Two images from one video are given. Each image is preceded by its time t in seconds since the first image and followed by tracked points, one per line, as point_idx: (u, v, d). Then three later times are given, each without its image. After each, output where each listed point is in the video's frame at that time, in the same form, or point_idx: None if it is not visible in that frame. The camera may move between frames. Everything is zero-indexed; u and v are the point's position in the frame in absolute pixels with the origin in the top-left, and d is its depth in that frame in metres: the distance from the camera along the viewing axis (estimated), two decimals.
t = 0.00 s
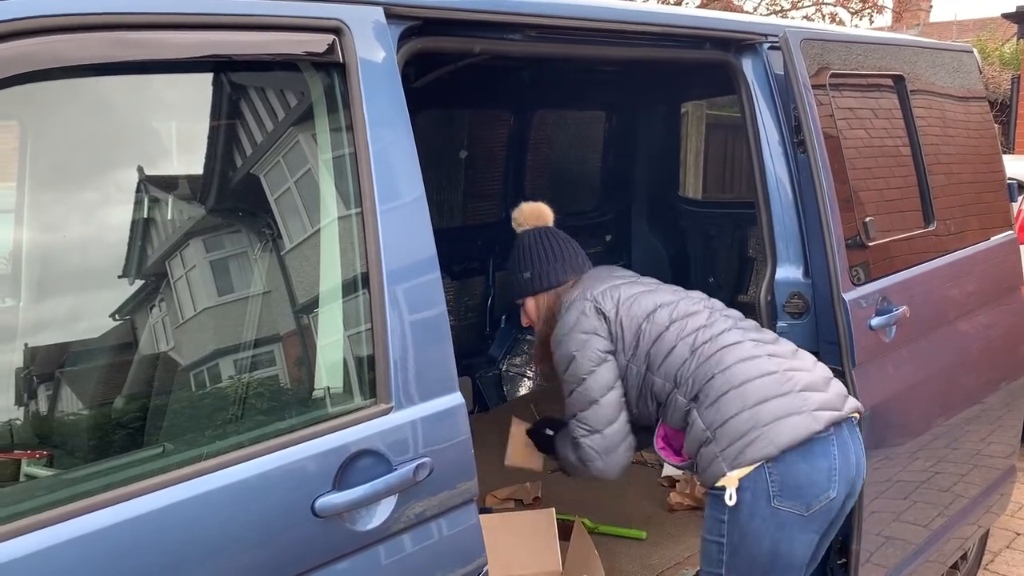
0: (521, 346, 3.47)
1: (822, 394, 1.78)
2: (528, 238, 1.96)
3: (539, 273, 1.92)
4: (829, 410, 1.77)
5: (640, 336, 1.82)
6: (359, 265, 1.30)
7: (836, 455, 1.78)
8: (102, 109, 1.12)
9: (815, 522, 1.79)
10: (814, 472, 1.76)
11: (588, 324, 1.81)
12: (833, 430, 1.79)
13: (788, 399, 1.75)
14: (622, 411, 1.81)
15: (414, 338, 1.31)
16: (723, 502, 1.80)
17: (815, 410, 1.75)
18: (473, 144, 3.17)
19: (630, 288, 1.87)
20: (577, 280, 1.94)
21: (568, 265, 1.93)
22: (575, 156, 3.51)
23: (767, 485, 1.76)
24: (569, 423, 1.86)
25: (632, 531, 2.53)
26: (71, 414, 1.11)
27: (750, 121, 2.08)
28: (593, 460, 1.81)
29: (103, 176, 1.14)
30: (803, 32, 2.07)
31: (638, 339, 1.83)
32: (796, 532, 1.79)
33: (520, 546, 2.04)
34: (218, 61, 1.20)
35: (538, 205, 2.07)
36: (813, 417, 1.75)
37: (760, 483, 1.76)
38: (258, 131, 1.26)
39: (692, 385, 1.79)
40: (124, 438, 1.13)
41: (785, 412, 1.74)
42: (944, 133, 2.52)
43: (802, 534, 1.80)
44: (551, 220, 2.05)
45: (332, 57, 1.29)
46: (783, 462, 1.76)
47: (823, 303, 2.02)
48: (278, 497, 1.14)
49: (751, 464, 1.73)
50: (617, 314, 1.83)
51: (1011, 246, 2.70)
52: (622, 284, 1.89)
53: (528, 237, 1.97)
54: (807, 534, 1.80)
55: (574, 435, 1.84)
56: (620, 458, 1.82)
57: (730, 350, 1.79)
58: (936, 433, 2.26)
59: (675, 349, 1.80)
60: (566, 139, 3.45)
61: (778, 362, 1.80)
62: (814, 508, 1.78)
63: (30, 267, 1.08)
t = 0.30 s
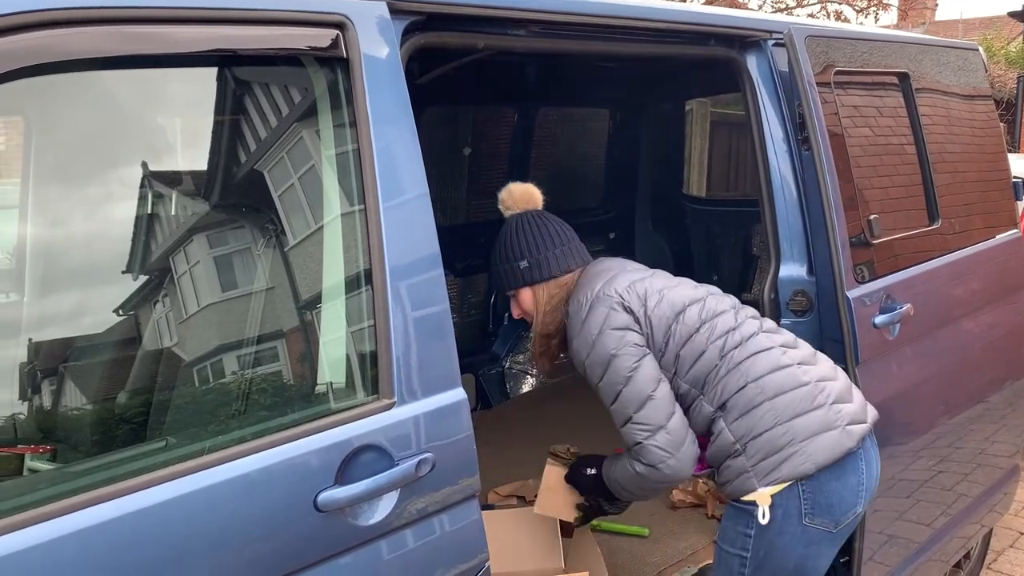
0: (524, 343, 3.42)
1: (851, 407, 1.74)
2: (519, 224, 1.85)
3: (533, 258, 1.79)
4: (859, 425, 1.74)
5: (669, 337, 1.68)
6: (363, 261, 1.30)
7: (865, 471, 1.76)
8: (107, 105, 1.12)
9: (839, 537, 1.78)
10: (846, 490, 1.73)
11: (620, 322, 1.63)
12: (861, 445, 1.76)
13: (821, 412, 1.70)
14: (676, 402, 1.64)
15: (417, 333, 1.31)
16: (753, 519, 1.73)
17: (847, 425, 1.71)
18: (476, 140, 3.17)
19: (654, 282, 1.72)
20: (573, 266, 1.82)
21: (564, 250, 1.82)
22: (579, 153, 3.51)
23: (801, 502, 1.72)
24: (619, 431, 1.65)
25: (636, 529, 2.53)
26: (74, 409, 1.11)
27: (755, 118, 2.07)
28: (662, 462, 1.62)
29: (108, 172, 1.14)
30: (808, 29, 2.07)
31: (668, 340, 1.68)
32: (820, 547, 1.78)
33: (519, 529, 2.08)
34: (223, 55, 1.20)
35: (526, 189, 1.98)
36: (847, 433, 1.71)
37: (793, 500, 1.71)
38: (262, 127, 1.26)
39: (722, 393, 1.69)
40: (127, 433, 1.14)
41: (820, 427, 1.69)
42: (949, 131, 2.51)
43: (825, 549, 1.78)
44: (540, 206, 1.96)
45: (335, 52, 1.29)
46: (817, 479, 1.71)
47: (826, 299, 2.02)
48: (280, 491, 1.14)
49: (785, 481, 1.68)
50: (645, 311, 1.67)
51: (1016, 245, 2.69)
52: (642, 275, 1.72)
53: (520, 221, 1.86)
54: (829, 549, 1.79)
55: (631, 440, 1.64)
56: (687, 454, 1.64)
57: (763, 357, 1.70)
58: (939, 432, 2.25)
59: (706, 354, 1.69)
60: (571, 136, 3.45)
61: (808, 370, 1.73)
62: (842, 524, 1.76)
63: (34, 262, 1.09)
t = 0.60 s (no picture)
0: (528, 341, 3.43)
1: (872, 416, 1.74)
2: (529, 213, 1.78)
3: (542, 253, 1.73)
4: (881, 435, 1.74)
5: (691, 346, 1.62)
6: (367, 258, 1.30)
7: (886, 484, 1.76)
8: (113, 102, 1.12)
9: (856, 549, 1.78)
10: (868, 504, 1.73)
11: (639, 335, 1.58)
12: (882, 455, 1.76)
13: (845, 423, 1.68)
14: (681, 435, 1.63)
15: (421, 330, 1.32)
16: (775, 532, 1.72)
17: (869, 437, 1.71)
18: (481, 138, 3.17)
19: (674, 288, 1.65)
20: (583, 261, 1.76)
21: (575, 244, 1.75)
22: (583, 151, 3.51)
23: (824, 516, 1.71)
24: (621, 452, 1.64)
25: (637, 526, 2.52)
26: (79, 404, 1.12)
27: (760, 115, 2.07)
28: (659, 494, 1.61)
29: (114, 169, 1.14)
30: (814, 26, 2.06)
31: (689, 350, 1.62)
32: (838, 559, 1.78)
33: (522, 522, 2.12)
34: (227, 51, 1.19)
35: (535, 174, 1.87)
36: (870, 444, 1.71)
37: (816, 515, 1.70)
38: (267, 123, 1.26)
39: (745, 403, 1.64)
40: (132, 429, 1.14)
41: (843, 438, 1.67)
42: (955, 130, 2.50)
43: (842, 561, 1.79)
44: (548, 193, 1.86)
45: (340, 48, 1.29)
46: (841, 492, 1.70)
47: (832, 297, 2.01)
48: (284, 488, 1.14)
49: (810, 494, 1.67)
50: (665, 320, 1.61)
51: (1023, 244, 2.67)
52: (661, 281, 1.66)
53: (528, 212, 1.78)
54: (846, 560, 1.79)
55: (631, 466, 1.62)
56: (685, 486, 1.63)
57: (787, 366, 1.66)
58: (944, 432, 2.24)
59: (729, 364, 1.64)
60: (576, 133, 3.45)
61: (831, 378, 1.70)
62: (862, 538, 1.76)
63: (39, 256, 1.09)
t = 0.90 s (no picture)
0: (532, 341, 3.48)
1: (880, 423, 1.74)
2: (537, 202, 1.78)
3: (547, 247, 1.73)
4: (888, 444, 1.73)
5: (699, 346, 1.63)
6: (372, 257, 1.30)
7: (890, 492, 1.76)
8: (118, 102, 1.12)
9: (857, 555, 1.78)
10: (871, 512, 1.73)
11: (647, 332, 1.58)
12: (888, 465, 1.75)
13: (853, 430, 1.68)
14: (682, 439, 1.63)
15: (425, 330, 1.32)
16: (778, 538, 1.71)
17: (877, 445, 1.71)
18: (486, 137, 3.16)
19: (685, 287, 1.65)
20: (589, 255, 1.75)
21: (581, 237, 1.74)
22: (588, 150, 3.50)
23: (828, 524, 1.70)
24: (621, 451, 1.62)
25: (642, 527, 2.52)
26: (83, 403, 1.12)
27: (765, 115, 2.07)
28: (657, 495, 1.61)
29: (119, 168, 1.14)
30: (819, 26, 2.06)
31: (697, 350, 1.63)
32: (839, 565, 1.77)
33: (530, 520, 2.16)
34: (232, 51, 1.19)
35: (546, 163, 1.86)
36: (877, 452, 1.71)
37: (820, 522, 1.69)
38: (271, 123, 1.26)
39: (752, 406, 1.64)
40: (136, 427, 1.15)
41: (850, 445, 1.67)
42: (960, 131, 2.50)
43: (843, 566, 1.78)
44: (558, 184, 1.85)
45: (345, 48, 1.29)
46: (845, 499, 1.70)
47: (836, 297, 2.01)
48: (287, 488, 1.14)
49: (815, 501, 1.66)
50: (675, 319, 1.62)
51: None
52: (673, 279, 1.66)
53: (536, 203, 1.78)
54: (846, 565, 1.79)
55: (631, 466, 1.61)
56: (681, 489, 1.63)
57: (796, 370, 1.66)
58: (948, 432, 2.24)
59: (737, 365, 1.64)
60: (581, 133, 3.45)
61: (840, 383, 1.70)
62: (865, 545, 1.76)
63: (44, 255, 1.09)
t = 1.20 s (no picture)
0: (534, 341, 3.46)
1: (880, 424, 1.73)
2: (547, 192, 1.77)
3: (546, 239, 1.74)
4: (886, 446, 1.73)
5: (699, 342, 1.63)
6: (374, 257, 1.30)
7: (889, 492, 1.75)
8: (120, 101, 1.12)
9: (855, 554, 1.77)
10: (868, 512, 1.72)
11: (647, 326, 1.59)
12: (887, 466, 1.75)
13: (851, 430, 1.68)
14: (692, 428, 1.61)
15: (427, 330, 1.32)
16: (773, 537, 1.71)
17: (876, 446, 1.70)
18: (488, 138, 3.16)
19: (688, 282, 1.65)
20: (590, 249, 1.74)
21: (585, 231, 1.73)
22: (590, 150, 3.50)
23: (823, 523, 1.69)
24: (631, 446, 1.60)
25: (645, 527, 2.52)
26: (85, 402, 1.12)
27: (767, 114, 2.06)
28: (674, 486, 1.57)
29: (121, 167, 1.14)
30: (822, 26, 2.06)
31: (697, 346, 1.63)
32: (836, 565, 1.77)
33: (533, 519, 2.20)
34: (235, 50, 1.19)
35: (559, 152, 1.84)
36: (875, 454, 1.70)
37: (816, 521, 1.69)
38: (273, 123, 1.26)
39: (750, 404, 1.64)
40: (138, 427, 1.14)
41: (848, 445, 1.66)
42: (963, 131, 2.49)
43: (841, 566, 1.78)
44: (570, 175, 1.82)
45: (349, 47, 1.29)
46: (841, 499, 1.69)
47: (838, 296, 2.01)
48: (288, 488, 1.14)
49: (811, 501, 1.66)
50: (676, 315, 1.62)
51: None
52: (675, 274, 1.66)
53: (543, 193, 1.78)
54: (844, 565, 1.78)
55: (643, 459, 1.58)
56: (697, 480, 1.60)
57: (796, 369, 1.66)
58: (950, 433, 2.24)
59: (736, 362, 1.64)
60: (582, 133, 3.45)
61: (840, 383, 1.70)
62: (862, 545, 1.75)
63: (46, 255, 1.09)
